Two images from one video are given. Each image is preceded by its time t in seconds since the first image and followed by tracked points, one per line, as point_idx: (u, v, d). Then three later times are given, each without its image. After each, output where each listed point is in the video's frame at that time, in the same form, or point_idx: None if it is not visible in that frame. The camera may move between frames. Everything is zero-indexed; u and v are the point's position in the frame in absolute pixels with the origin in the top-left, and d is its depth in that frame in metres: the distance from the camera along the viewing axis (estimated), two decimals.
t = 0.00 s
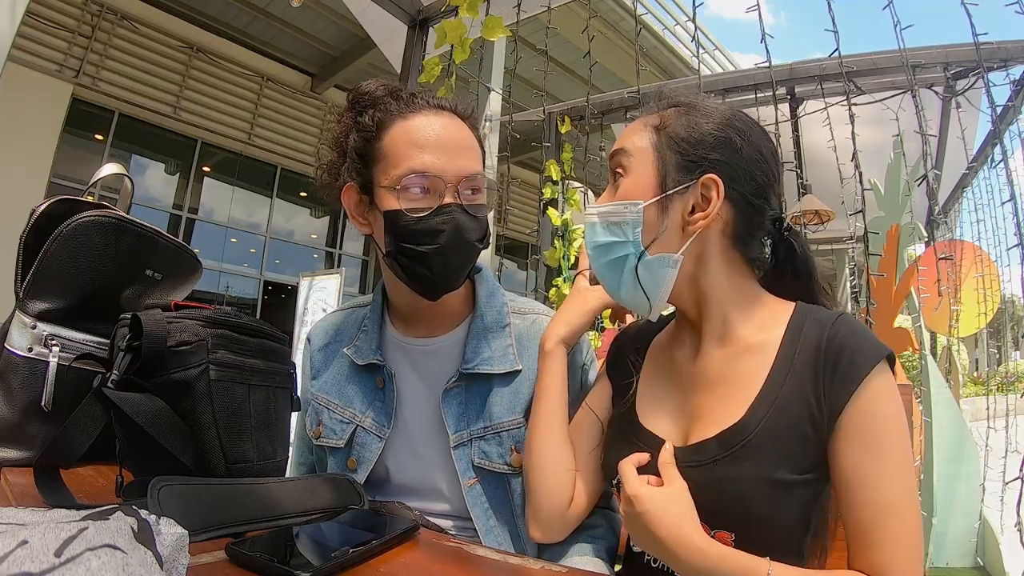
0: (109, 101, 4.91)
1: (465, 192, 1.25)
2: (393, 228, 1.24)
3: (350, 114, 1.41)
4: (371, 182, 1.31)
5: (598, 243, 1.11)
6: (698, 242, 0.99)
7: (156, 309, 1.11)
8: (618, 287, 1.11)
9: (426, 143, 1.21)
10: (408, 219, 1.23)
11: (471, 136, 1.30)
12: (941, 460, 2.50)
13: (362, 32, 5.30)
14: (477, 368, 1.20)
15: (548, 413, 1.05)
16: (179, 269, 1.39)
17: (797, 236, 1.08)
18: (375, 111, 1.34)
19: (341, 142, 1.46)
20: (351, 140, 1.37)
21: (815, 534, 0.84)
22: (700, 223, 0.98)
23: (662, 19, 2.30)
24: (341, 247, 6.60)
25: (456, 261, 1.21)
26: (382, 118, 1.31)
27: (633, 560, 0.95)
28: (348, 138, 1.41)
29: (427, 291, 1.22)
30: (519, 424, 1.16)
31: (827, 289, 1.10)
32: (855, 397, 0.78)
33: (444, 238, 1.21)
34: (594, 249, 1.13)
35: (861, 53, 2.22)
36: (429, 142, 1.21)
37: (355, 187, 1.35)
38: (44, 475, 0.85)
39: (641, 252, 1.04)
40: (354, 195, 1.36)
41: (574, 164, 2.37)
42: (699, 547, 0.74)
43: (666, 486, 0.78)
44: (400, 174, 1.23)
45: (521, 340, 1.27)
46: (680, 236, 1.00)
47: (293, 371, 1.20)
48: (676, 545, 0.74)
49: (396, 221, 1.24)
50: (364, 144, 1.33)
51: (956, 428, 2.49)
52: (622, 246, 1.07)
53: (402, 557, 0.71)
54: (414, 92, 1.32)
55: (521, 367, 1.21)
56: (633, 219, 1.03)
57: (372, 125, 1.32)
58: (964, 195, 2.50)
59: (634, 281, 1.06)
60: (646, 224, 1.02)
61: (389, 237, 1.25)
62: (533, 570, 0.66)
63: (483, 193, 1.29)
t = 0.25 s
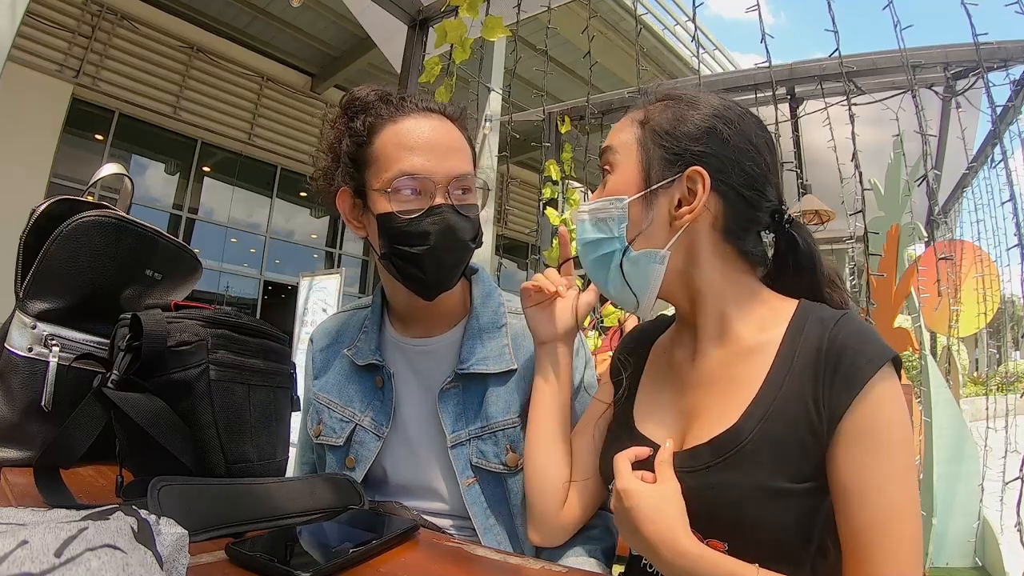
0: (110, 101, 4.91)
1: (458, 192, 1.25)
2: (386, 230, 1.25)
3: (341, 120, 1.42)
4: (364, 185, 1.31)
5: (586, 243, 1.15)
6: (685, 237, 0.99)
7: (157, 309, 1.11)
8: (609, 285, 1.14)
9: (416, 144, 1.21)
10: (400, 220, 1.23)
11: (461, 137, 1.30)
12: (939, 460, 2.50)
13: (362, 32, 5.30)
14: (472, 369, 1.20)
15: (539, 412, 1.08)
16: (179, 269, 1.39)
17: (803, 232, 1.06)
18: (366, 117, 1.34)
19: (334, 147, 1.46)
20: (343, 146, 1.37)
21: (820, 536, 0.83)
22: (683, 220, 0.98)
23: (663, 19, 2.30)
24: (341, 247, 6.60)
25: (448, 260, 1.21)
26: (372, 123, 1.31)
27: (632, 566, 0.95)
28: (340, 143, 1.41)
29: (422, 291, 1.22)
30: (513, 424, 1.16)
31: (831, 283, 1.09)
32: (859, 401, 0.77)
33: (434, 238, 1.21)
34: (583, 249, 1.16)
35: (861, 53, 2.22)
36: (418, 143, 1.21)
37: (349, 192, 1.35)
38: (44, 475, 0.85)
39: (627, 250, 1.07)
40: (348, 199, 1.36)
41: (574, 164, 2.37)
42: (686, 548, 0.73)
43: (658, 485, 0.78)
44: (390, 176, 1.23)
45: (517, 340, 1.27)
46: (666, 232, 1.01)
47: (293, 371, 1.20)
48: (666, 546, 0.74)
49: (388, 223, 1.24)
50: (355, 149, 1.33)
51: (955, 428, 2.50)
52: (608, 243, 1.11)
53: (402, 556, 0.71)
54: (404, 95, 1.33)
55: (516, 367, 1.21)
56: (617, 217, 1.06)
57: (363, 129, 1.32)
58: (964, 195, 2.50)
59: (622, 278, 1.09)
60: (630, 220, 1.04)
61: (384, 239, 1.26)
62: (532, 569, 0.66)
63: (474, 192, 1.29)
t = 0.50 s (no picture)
0: (110, 101, 4.91)
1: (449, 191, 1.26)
2: (378, 232, 1.25)
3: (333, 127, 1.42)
4: (355, 188, 1.32)
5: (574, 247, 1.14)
6: (679, 238, 0.99)
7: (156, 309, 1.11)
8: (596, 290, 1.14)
9: (403, 145, 1.21)
10: (391, 222, 1.24)
11: (450, 136, 1.30)
12: (939, 460, 2.50)
13: (362, 32, 5.30)
14: (469, 369, 1.20)
15: (534, 414, 1.09)
16: (179, 269, 1.39)
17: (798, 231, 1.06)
18: (354, 123, 1.34)
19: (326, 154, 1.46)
20: (335, 152, 1.38)
21: (820, 535, 0.83)
22: (672, 227, 0.98)
23: (663, 19, 2.30)
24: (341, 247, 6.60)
25: (440, 258, 1.21)
26: (361, 127, 1.31)
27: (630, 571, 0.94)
28: (332, 150, 1.42)
29: (416, 288, 1.21)
30: (510, 425, 1.16)
31: (829, 282, 1.08)
32: (858, 402, 0.77)
33: (423, 237, 1.21)
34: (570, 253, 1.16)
35: (861, 53, 2.22)
36: (406, 144, 1.21)
37: (343, 197, 1.36)
38: (45, 475, 0.85)
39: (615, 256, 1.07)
40: (342, 205, 1.37)
41: (574, 164, 2.37)
42: (683, 557, 0.73)
43: (656, 494, 0.79)
44: (379, 178, 1.23)
45: (515, 340, 1.27)
46: (655, 237, 1.01)
47: (294, 370, 1.20)
48: (663, 556, 0.74)
49: (379, 226, 1.25)
50: (345, 154, 1.34)
51: (955, 428, 2.50)
52: (596, 249, 1.10)
53: (402, 557, 0.71)
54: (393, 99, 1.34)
55: (513, 367, 1.21)
56: (606, 223, 1.06)
57: (353, 134, 1.33)
58: (964, 195, 2.50)
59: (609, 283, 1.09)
60: (619, 226, 1.04)
61: (376, 242, 1.26)
62: (532, 570, 0.66)
63: (464, 192, 1.29)
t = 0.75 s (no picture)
0: (109, 101, 4.91)
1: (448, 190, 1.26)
2: (377, 230, 1.25)
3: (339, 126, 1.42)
4: (357, 187, 1.32)
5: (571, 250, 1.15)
6: (678, 239, 0.99)
7: (156, 309, 1.11)
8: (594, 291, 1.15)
9: (404, 145, 1.21)
10: (389, 220, 1.23)
11: (453, 137, 1.31)
12: (939, 460, 2.50)
13: (362, 32, 5.30)
14: (470, 368, 1.20)
15: (536, 414, 1.09)
16: (179, 269, 1.39)
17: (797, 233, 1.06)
18: (359, 122, 1.34)
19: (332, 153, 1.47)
20: (340, 151, 1.38)
21: (820, 535, 0.83)
22: (669, 231, 0.99)
23: (663, 19, 2.30)
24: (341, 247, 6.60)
25: (439, 257, 1.21)
26: (365, 126, 1.31)
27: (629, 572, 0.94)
28: (337, 149, 1.42)
29: (416, 287, 1.22)
30: (512, 425, 1.16)
31: (829, 282, 1.08)
32: (857, 403, 0.76)
33: (423, 235, 1.21)
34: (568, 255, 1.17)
35: (861, 53, 2.22)
36: (407, 144, 1.21)
37: (347, 196, 1.37)
38: (45, 475, 0.85)
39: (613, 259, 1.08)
40: (346, 203, 1.38)
41: (574, 164, 2.37)
42: (685, 560, 0.73)
43: (659, 497, 0.78)
44: (380, 177, 1.23)
45: (516, 340, 1.27)
46: (654, 241, 1.01)
47: (294, 370, 1.20)
48: (665, 557, 0.74)
49: (378, 224, 1.25)
50: (348, 153, 1.34)
51: (955, 427, 2.50)
52: (594, 252, 1.12)
53: (402, 557, 0.71)
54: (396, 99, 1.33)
55: (514, 366, 1.21)
56: (603, 226, 1.07)
57: (356, 133, 1.33)
58: (964, 195, 2.50)
59: (608, 285, 1.11)
60: (617, 229, 1.05)
61: (376, 239, 1.26)
62: (532, 570, 0.66)
63: (465, 192, 1.29)
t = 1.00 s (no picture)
0: (109, 101, 4.91)
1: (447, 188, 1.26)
2: (374, 229, 1.25)
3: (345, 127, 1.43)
4: (357, 185, 1.32)
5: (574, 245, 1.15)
6: (679, 240, 0.99)
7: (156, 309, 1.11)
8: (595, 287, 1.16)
9: (402, 144, 1.21)
10: (385, 219, 1.23)
11: (453, 136, 1.31)
12: (939, 459, 2.50)
13: (362, 32, 5.30)
14: (470, 369, 1.20)
15: (529, 419, 1.09)
16: (179, 269, 1.39)
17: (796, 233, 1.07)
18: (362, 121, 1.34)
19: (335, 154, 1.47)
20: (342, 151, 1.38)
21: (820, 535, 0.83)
22: (674, 229, 0.98)
23: (663, 19, 2.30)
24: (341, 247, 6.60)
25: (434, 256, 1.20)
26: (367, 125, 1.31)
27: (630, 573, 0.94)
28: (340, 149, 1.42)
29: (415, 287, 1.22)
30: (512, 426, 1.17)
31: (829, 283, 1.08)
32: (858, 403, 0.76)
33: (418, 234, 1.21)
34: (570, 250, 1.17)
35: (861, 53, 2.22)
36: (406, 143, 1.22)
37: (347, 196, 1.37)
38: (44, 476, 0.85)
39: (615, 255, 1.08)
40: (348, 203, 1.38)
41: (573, 164, 2.37)
42: (690, 562, 0.73)
43: (663, 500, 0.78)
44: (378, 176, 1.23)
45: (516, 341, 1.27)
46: (657, 239, 1.01)
47: (295, 370, 1.20)
48: (670, 561, 0.74)
49: (374, 223, 1.25)
50: (349, 153, 1.34)
51: (955, 427, 2.50)
52: (596, 248, 1.11)
53: (401, 557, 0.71)
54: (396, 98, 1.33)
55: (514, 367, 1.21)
56: (607, 223, 1.07)
57: (357, 132, 1.33)
58: (964, 195, 2.50)
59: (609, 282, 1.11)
60: (621, 226, 1.04)
61: (373, 238, 1.27)
62: (532, 570, 0.66)
63: (465, 191, 1.29)
